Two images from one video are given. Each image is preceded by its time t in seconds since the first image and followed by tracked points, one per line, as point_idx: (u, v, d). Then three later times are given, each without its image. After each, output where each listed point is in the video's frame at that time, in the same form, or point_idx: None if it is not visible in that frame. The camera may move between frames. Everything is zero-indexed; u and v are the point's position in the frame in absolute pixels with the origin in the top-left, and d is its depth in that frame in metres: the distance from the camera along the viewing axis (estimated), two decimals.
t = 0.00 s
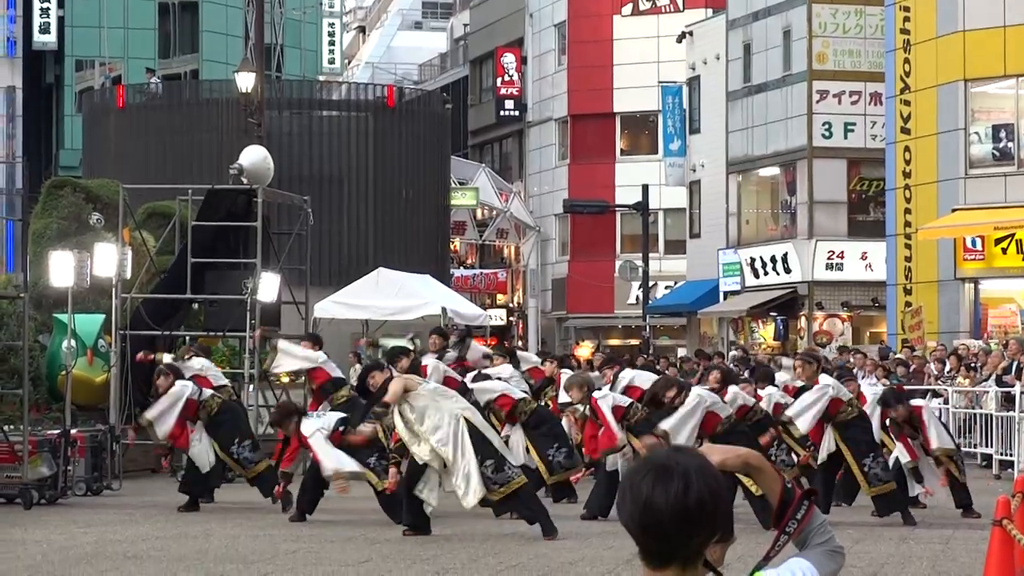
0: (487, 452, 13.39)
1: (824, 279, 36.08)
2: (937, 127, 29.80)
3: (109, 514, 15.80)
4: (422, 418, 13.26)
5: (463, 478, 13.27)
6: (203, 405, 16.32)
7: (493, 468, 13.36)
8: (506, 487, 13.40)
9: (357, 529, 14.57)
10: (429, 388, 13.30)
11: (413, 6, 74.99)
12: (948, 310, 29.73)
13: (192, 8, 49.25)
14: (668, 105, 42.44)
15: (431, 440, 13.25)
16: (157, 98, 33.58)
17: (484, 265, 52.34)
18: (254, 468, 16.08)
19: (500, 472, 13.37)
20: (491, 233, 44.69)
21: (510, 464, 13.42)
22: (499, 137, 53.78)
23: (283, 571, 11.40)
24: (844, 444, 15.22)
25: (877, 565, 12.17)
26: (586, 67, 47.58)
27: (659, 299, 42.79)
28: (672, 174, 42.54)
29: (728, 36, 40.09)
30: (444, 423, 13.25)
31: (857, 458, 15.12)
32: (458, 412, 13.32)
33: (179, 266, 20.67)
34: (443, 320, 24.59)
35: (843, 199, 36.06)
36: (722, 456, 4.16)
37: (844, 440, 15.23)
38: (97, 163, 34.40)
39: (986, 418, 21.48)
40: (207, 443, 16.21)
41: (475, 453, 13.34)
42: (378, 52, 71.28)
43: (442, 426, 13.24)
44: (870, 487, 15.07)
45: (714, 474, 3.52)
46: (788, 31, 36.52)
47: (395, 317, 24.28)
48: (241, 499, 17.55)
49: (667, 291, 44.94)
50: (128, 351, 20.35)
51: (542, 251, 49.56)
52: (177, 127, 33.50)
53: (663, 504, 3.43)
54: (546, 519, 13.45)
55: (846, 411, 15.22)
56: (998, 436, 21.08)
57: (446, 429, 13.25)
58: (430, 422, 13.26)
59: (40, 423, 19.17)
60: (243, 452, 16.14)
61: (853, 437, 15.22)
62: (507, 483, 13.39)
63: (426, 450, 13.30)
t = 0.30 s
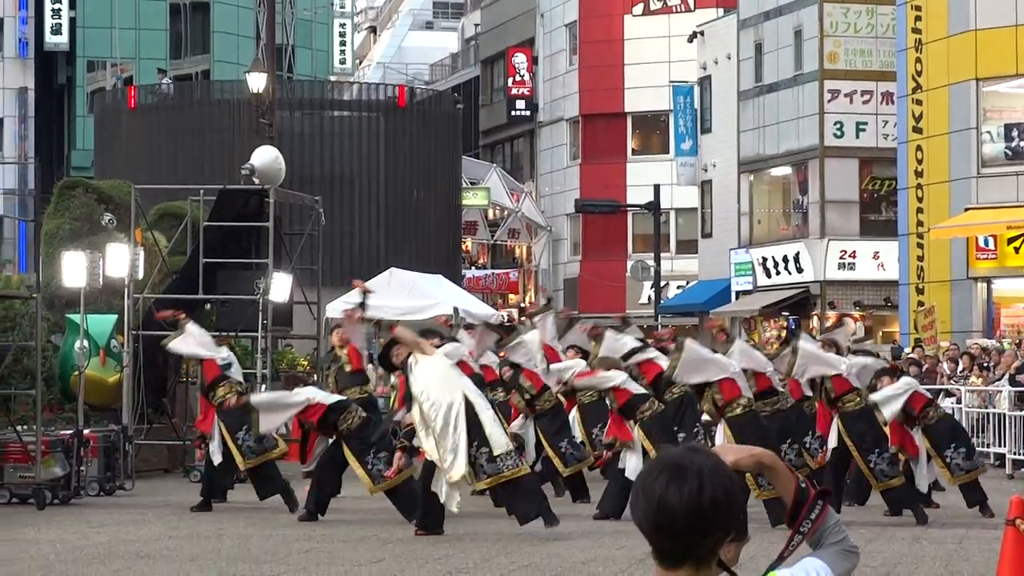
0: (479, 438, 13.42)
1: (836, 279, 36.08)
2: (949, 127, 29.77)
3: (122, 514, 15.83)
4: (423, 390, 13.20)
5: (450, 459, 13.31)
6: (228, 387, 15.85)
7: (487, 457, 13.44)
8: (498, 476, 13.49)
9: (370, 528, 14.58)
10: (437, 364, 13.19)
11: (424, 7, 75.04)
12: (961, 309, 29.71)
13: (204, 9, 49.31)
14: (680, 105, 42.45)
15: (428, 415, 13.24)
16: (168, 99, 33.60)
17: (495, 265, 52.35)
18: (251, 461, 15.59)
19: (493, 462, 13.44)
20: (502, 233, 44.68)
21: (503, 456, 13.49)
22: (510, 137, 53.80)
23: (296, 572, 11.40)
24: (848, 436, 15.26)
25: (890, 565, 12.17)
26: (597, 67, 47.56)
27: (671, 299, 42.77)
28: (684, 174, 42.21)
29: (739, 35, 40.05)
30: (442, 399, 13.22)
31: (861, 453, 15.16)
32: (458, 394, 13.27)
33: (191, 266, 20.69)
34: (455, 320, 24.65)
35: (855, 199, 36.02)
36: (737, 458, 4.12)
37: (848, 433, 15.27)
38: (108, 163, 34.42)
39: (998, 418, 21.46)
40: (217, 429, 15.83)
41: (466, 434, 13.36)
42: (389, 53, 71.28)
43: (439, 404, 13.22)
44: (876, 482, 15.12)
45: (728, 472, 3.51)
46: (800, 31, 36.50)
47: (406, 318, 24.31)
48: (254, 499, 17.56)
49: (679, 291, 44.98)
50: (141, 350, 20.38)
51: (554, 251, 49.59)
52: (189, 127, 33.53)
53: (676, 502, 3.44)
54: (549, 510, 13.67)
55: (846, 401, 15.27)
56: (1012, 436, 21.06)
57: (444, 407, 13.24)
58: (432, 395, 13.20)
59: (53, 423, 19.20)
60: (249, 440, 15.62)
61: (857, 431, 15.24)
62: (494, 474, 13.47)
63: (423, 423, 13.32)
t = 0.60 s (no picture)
0: (503, 429, 13.58)
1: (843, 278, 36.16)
2: (957, 127, 29.72)
3: (130, 513, 15.82)
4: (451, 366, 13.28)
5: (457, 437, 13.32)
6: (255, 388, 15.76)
7: (510, 450, 13.64)
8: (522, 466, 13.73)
9: (378, 528, 14.57)
10: (470, 348, 13.26)
11: (432, 6, 75.04)
12: (969, 310, 29.65)
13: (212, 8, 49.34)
14: (688, 105, 42.28)
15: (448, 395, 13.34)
16: (176, 98, 33.61)
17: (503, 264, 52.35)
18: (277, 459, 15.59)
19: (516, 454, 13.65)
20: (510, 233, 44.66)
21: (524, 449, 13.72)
22: (518, 136, 53.79)
23: (303, 571, 11.39)
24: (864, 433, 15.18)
25: (897, 565, 12.15)
26: (605, 67, 47.53)
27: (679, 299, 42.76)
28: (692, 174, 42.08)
29: (747, 35, 40.00)
30: (471, 383, 13.30)
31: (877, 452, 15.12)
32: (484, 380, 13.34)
33: (199, 266, 20.68)
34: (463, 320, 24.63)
35: (863, 198, 36.01)
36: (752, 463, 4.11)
37: (864, 429, 15.19)
38: (116, 163, 34.43)
39: (1006, 418, 21.44)
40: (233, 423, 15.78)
41: (480, 423, 13.42)
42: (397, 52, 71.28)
43: (466, 386, 13.30)
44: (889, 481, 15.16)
45: (735, 471, 3.49)
46: (807, 31, 36.45)
47: (413, 318, 24.30)
48: (261, 499, 17.55)
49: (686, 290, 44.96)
50: (148, 350, 20.36)
51: (561, 251, 49.58)
52: (197, 127, 33.53)
53: (684, 502, 3.42)
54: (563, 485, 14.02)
55: (861, 399, 15.13)
56: (1019, 436, 21.03)
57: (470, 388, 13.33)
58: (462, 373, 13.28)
59: (60, 422, 19.19)
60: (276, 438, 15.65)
61: (871, 427, 15.18)
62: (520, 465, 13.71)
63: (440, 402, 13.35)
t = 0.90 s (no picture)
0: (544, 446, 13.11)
1: (853, 280, 36.08)
2: (967, 128, 29.67)
3: (140, 516, 15.83)
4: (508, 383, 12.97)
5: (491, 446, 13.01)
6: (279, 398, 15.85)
7: (552, 468, 13.08)
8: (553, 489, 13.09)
9: (389, 530, 14.56)
10: (539, 372, 12.95)
11: (441, 8, 75.13)
12: (979, 311, 29.62)
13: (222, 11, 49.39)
14: (697, 106, 42.38)
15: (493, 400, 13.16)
16: (186, 102, 33.64)
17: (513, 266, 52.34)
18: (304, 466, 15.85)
19: (556, 473, 13.06)
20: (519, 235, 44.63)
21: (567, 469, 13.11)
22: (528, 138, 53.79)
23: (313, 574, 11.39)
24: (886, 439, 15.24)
25: (908, 566, 12.13)
26: (614, 69, 47.51)
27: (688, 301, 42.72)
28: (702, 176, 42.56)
29: (756, 36, 39.95)
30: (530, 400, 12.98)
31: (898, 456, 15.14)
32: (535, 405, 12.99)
33: (207, 269, 20.67)
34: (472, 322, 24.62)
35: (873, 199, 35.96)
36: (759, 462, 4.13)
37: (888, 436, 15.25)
38: (126, 166, 34.44)
39: (1017, 419, 21.40)
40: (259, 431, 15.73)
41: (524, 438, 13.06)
42: (407, 54, 71.28)
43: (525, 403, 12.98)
44: (908, 485, 15.08)
45: (746, 475, 3.48)
46: (817, 32, 36.40)
47: (422, 319, 24.29)
48: (271, 501, 17.56)
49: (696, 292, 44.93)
50: (157, 354, 20.38)
51: (571, 253, 49.57)
52: (207, 130, 33.53)
53: (695, 505, 3.40)
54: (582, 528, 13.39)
55: (881, 402, 15.29)
56: None
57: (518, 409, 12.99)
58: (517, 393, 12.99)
59: (70, 426, 19.20)
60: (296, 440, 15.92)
61: (892, 431, 15.28)
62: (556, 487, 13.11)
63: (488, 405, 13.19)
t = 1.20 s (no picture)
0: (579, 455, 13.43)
1: (863, 283, 35.99)
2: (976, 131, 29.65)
3: (149, 519, 15.85)
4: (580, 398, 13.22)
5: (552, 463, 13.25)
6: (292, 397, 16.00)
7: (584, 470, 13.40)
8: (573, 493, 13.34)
9: (396, 534, 14.55)
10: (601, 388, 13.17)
11: (451, 11, 75.13)
12: (988, 314, 29.57)
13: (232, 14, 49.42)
14: (707, 109, 42.35)
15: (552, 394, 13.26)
16: (196, 104, 33.68)
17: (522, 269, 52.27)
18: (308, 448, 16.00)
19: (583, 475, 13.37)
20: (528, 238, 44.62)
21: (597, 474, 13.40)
22: (537, 141, 53.79)
23: None
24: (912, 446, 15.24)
25: (917, 570, 12.14)
26: (624, 72, 47.51)
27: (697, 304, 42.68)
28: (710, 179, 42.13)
29: (766, 40, 39.92)
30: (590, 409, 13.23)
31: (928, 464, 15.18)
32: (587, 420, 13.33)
33: (216, 273, 20.63)
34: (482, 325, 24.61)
35: (882, 202, 35.92)
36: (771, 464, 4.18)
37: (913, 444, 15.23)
38: (136, 168, 34.48)
39: None
40: (275, 428, 15.91)
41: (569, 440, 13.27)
42: (416, 57, 71.28)
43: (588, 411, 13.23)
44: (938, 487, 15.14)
45: (759, 477, 3.48)
46: (826, 35, 36.39)
47: (432, 322, 24.29)
48: (281, 504, 17.58)
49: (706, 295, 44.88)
50: (167, 356, 20.40)
51: (580, 256, 49.56)
52: (216, 134, 33.55)
53: (709, 507, 3.39)
54: (589, 530, 13.41)
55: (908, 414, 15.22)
56: None
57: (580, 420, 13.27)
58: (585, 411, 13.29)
59: (80, 428, 19.22)
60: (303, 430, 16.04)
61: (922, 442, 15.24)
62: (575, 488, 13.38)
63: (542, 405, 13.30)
